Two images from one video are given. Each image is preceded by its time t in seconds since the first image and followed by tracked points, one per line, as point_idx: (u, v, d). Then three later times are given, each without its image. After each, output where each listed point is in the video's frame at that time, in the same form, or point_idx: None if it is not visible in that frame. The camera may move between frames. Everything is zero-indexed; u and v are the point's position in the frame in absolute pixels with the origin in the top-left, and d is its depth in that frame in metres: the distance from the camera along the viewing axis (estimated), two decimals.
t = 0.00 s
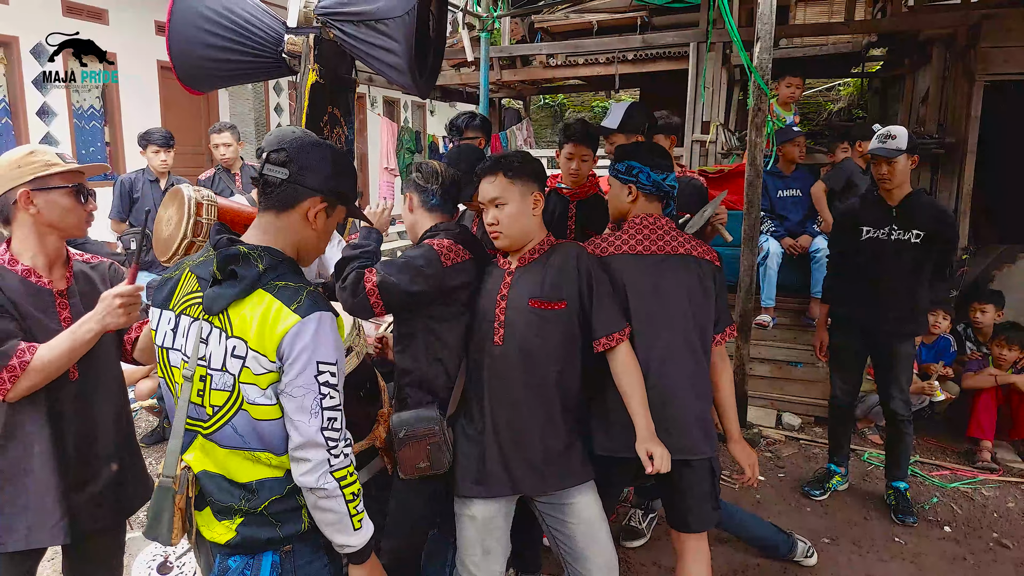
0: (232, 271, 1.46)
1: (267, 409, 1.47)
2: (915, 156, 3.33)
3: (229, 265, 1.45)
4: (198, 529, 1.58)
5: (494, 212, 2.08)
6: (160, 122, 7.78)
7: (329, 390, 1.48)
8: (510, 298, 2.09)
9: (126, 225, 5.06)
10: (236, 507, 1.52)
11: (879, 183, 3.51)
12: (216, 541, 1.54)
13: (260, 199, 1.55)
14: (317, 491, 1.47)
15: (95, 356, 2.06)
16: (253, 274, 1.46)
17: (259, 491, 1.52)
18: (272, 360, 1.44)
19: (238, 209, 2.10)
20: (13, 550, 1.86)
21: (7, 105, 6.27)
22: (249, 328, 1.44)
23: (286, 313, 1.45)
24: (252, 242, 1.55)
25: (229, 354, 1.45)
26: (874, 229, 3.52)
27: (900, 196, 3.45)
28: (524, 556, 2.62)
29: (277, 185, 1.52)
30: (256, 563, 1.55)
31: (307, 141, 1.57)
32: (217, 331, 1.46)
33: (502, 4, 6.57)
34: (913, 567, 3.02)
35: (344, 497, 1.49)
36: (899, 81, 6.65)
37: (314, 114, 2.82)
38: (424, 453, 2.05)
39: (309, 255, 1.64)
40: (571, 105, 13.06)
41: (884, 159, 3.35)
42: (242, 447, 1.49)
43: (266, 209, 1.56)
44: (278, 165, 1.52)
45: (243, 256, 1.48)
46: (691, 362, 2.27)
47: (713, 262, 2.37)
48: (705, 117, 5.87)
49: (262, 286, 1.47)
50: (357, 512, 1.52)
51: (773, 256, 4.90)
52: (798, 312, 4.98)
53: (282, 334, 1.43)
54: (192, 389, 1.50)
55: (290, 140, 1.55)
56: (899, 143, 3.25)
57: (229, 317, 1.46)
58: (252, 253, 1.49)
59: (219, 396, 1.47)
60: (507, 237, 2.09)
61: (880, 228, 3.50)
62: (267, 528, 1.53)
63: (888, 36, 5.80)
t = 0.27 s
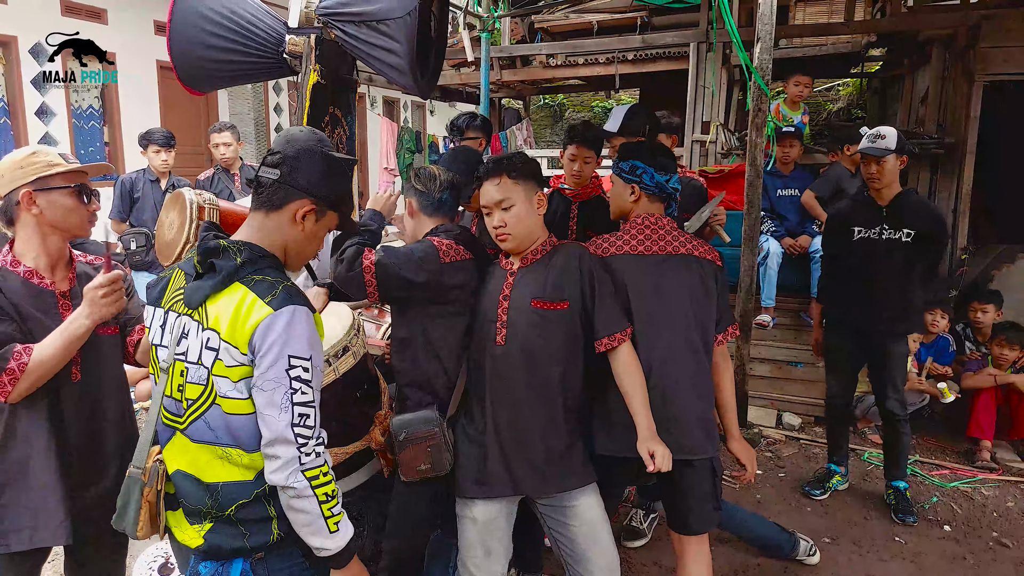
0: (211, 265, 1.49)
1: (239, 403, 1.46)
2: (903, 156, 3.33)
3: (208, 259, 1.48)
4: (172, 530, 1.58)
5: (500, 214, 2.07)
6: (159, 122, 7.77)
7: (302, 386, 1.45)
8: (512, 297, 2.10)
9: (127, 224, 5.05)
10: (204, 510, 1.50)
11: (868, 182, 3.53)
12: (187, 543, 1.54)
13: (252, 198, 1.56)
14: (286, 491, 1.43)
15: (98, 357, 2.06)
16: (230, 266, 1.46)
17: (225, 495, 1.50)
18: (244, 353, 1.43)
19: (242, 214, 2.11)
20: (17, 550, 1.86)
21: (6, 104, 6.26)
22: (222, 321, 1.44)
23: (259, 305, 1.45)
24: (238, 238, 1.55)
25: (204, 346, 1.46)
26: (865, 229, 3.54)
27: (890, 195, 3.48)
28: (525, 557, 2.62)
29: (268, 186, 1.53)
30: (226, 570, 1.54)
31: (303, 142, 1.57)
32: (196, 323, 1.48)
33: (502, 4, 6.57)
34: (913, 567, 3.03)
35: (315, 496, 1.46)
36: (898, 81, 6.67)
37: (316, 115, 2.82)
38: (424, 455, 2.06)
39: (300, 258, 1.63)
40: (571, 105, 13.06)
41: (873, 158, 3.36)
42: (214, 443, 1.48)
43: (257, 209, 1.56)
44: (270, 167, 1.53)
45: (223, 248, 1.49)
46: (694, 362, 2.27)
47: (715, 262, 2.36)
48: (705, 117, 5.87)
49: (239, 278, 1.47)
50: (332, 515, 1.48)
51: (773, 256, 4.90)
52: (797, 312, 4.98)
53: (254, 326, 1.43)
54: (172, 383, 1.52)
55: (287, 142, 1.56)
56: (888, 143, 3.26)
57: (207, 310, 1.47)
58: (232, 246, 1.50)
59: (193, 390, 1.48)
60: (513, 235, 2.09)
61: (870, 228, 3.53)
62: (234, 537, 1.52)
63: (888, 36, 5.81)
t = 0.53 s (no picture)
0: (190, 269, 1.49)
1: (218, 407, 1.45)
2: (893, 156, 3.41)
3: (187, 263, 1.48)
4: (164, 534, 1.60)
5: (501, 217, 2.07)
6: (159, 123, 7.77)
7: (278, 389, 1.43)
8: (512, 297, 2.09)
9: (127, 225, 5.04)
10: (190, 514, 1.50)
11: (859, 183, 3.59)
12: (177, 547, 1.55)
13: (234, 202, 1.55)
14: (265, 494, 1.43)
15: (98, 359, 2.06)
16: (206, 269, 1.45)
17: (208, 500, 1.49)
18: (220, 356, 1.42)
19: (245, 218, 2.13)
20: (18, 552, 1.86)
21: (6, 106, 6.28)
22: (199, 325, 1.44)
23: (234, 307, 1.43)
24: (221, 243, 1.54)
25: (184, 351, 1.46)
26: (857, 228, 3.55)
27: (880, 194, 3.51)
28: (525, 558, 2.62)
29: (243, 188, 1.51)
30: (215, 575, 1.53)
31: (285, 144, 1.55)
32: (177, 328, 1.48)
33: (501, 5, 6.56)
34: (914, 568, 3.03)
35: (293, 500, 1.45)
36: (898, 80, 6.66)
37: (315, 116, 2.82)
38: (422, 456, 2.05)
39: (282, 258, 1.58)
40: (571, 105, 13.06)
41: (865, 157, 3.43)
42: (195, 448, 1.47)
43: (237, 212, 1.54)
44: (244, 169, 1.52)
45: (201, 252, 1.49)
46: (695, 363, 2.26)
47: (716, 264, 2.36)
48: (705, 117, 5.86)
49: (216, 282, 1.45)
50: (312, 519, 1.48)
51: (773, 256, 4.88)
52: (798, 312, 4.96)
53: (228, 329, 1.41)
54: (160, 388, 1.53)
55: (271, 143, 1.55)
56: (880, 142, 3.33)
57: (187, 315, 1.47)
58: (209, 250, 1.49)
59: (176, 394, 1.48)
60: (513, 238, 2.08)
61: (862, 227, 3.54)
62: (220, 543, 1.50)
63: (887, 36, 5.81)
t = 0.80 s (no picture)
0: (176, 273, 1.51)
1: (206, 411, 1.46)
2: (886, 157, 3.43)
3: (172, 267, 1.51)
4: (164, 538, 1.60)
5: (497, 224, 2.07)
6: (160, 123, 7.77)
7: (263, 390, 1.43)
8: (511, 298, 2.10)
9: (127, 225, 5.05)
10: (187, 517, 1.51)
11: (851, 184, 3.59)
12: (176, 549, 1.55)
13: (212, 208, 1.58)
14: (257, 495, 1.43)
15: (98, 361, 2.05)
16: (189, 272, 1.47)
17: (204, 502, 1.50)
18: (204, 359, 1.43)
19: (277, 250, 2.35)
20: (19, 553, 1.86)
21: (6, 106, 6.28)
22: (183, 328, 1.45)
23: (216, 310, 1.43)
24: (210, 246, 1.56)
25: (173, 355, 1.48)
26: (848, 230, 3.55)
27: (870, 196, 3.53)
28: (525, 558, 2.63)
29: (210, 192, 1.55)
30: None
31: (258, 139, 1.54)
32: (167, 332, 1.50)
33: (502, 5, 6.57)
34: (914, 568, 3.03)
35: (286, 501, 1.45)
36: (898, 81, 6.67)
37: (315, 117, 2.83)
38: (422, 456, 2.05)
39: (260, 253, 1.59)
40: (571, 105, 13.06)
41: (862, 157, 3.41)
42: (188, 451, 1.48)
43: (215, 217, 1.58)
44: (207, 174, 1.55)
45: (185, 256, 1.51)
46: (694, 364, 2.27)
47: (715, 264, 2.36)
48: (705, 118, 5.87)
49: (200, 285, 1.47)
50: (307, 519, 1.48)
51: (773, 256, 4.87)
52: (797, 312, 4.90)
53: (211, 331, 1.41)
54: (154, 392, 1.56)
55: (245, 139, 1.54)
56: (875, 143, 3.34)
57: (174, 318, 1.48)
58: (192, 253, 1.50)
59: (168, 398, 1.51)
60: (506, 242, 2.07)
61: (853, 229, 3.54)
62: (217, 545, 1.51)
63: (887, 37, 5.82)
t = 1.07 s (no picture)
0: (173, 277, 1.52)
1: (205, 416, 1.46)
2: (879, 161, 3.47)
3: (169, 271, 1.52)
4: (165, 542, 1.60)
5: (492, 224, 2.07)
6: (160, 123, 7.77)
7: (262, 396, 1.43)
8: (507, 300, 2.10)
9: (127, 225, 5.05)
10: (187, 521, 1.51)
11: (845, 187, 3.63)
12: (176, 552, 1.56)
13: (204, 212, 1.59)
14: (256, 501, 1.44)
15: (99, 363, 2.06)
16: (186, 276, 1.48)
17: (205, 507, 1.50)
18: (203, 364, 1.43)
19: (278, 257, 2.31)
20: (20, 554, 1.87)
21: (6, 106, 6.28)
22: (181, 333, 1.46)
23: (213, 314, 1.43)
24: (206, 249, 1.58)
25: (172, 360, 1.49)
26: (842, 233, 3.56)
27: (864, 198, 3.56)
28: (524, 559, 2.63)
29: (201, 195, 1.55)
30: None
31: (231, 139, 1.54)
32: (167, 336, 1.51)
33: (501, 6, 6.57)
34: (912, 569, 3.04)
35: (285, 508, 1.46)
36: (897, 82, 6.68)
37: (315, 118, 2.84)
38: (423, 458, 2.05)
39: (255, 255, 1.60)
40: (571, 105, 13.06)
41: (864, 158, 3.44)
42: (188, 457, 1.49)
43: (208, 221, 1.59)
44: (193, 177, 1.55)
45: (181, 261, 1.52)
46: (692, 365, 2.28)
47: (710, 265, 2.37)
48: (704, 119, 5.88)
49: (197, 289, 1.47)
50: (305, 526, 1.50)
51: (772, 257, 4.88)
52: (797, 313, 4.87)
53: (209, 336, 1.42)
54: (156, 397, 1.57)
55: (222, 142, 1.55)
56: (873, 145, 3.39)
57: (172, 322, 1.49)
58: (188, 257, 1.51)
59: (169, 404, 1.52)
60: (499, 241, 2.08)
61: (846, 232, 3.55)
62: (218, 548, 1.51)
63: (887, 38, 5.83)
